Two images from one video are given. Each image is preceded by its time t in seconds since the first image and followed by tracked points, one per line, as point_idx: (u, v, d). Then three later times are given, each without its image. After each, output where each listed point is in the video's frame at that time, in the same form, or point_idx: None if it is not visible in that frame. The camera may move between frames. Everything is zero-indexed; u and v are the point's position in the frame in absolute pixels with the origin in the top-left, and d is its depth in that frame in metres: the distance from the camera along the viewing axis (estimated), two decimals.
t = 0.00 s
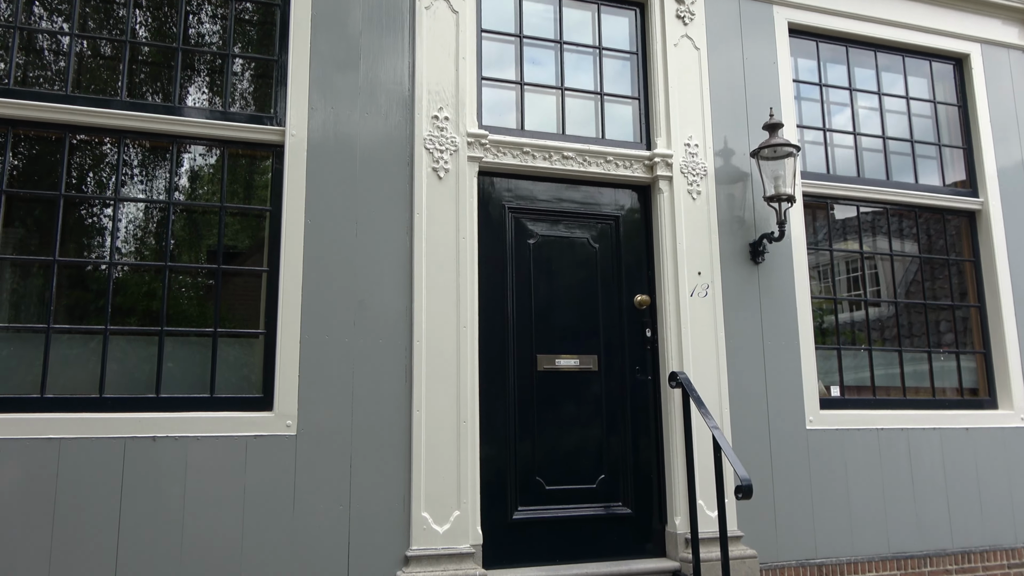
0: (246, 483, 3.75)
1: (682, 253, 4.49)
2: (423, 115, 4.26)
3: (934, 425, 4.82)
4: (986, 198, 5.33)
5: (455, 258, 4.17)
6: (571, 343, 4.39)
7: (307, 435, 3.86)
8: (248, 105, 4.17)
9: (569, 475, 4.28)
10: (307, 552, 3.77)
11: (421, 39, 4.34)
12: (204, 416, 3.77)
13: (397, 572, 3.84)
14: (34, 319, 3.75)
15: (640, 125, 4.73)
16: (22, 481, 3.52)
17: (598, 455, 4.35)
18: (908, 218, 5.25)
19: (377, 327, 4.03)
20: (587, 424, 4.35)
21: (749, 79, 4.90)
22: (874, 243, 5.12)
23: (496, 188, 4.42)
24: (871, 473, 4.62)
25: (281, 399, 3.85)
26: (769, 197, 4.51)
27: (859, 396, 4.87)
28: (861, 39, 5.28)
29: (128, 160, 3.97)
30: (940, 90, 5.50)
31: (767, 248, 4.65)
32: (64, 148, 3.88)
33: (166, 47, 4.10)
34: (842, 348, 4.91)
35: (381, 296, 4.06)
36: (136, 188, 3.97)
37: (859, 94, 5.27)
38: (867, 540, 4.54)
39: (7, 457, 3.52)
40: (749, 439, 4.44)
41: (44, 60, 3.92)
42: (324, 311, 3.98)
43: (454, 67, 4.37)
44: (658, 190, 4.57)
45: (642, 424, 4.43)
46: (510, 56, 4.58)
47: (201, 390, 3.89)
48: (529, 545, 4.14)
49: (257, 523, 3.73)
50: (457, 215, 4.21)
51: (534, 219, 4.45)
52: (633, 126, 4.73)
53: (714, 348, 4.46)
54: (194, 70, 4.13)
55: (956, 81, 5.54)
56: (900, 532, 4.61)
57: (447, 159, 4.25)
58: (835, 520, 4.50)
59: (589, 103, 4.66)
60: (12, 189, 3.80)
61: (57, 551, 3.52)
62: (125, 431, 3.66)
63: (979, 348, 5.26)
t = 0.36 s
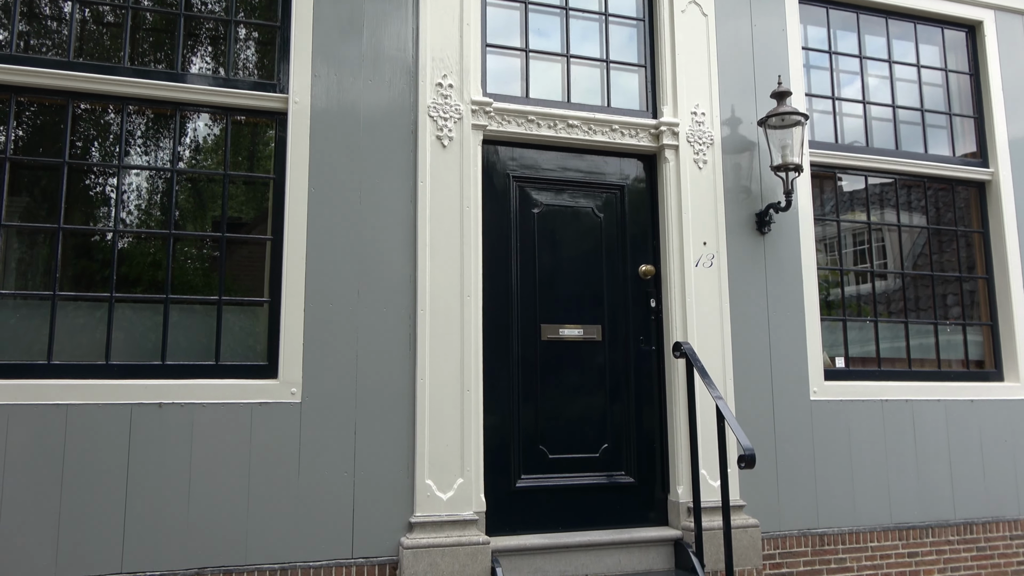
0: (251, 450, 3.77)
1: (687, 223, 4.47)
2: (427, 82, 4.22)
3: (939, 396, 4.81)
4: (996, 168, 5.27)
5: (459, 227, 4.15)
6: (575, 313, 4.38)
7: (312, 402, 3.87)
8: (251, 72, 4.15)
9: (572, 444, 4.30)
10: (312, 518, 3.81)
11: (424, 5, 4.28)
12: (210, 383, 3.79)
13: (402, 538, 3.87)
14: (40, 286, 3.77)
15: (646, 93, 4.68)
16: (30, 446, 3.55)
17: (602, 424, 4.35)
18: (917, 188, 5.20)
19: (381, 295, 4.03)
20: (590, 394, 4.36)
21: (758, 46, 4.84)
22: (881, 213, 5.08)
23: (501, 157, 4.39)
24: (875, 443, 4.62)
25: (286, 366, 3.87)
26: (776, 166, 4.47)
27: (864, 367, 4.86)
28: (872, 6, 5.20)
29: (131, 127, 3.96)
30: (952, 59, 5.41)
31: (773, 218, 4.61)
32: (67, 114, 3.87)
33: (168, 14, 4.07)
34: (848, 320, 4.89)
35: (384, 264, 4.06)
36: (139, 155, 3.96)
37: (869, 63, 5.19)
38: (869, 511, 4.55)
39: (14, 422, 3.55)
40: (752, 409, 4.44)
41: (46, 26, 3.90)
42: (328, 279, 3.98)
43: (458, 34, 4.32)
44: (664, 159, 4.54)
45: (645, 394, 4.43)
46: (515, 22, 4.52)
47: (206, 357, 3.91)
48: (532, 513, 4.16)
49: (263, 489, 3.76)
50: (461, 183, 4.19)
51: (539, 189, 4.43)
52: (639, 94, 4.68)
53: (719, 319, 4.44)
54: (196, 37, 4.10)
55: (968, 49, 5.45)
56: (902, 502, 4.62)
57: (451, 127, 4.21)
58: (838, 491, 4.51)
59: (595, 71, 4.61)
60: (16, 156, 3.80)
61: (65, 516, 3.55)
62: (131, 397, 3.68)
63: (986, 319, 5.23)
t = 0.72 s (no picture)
0: (254, 419, 3.79)
1: (691, 194, 4.44)
2: (429, 50, 4.18)
3: (942, 368, 4.81)
4: (1004, 140, 5.23)
5: (462, 198, 4.13)
6: (578, 284, 4.37)
7: (314, 372, 3.88)
8: (252, 40, 4.11)
9: (574, 415, 4.31)
10: (315, 487, 3.83)
11: None
12: (212, 352, 3.80)
13: (405, 507, 3.90)
14: (42, 256, 3.76)
15: (650, 63, 4.63)
16: (33, 415, 3.56)
17: (604, 396, 4.36)
18: (923, 160, 5.16)
19: (383, 266, 4.02)
20: (592, 366, 4.36)
21: (764, 15, 4.77)
22: (887, 186, 5.04)
23: (503, 127, 4.36)
24: (876, 416, 4.63)
25: (288, 336, 3.87)
26: (781, 137, 4.43)
27: (866, 340, 4.86)
28: None
29: (131, 96, 3.93)
30: (961, 28, 5.34)
31: (778, 189, 4.58)
32: (66, 83, 3.84)
33: None
34: (852, 292, 4.88)
35: (386, 235, 4.04)
36: (140, 124, 3.94)
37: (877, 32, 5.13)
38: (869, 482, 4.57)
39: (18, 390, 3.56)
40: (754, 381, 4.44)
41: None
42: (330, 249, 3.96)
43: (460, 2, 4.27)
44: (668, 130, 4.50)
45: (648, 366, 4.44)
46: None
47: (209, 327, 3.91)
48: (533, 482, 4.19)
49: (266, 458, 3.78)
50: (463, 153, 4.16)
51: (542, 159, 4.39)
52: (643, 63, 4.63)
53: (722, 291, 4.43)
54: (196, 4, 4.06)
55: (978, 18, 5.37)
56: (903, 474, 4.64)
57: (454, 97, 4.17)
58: (839, 462, 4.52)
59: (599, 39, 4.56)
60: (16, 126, 3.77)
61: (70, 483, 3.57)
62: (134, 366, 3.69)
63: (990, 293, 5.21)
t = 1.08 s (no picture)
0: (254, 391, 3.79)
1: (691, 168, 4.42)
2: (428, 20, 4.13)
3: (940, 343, 4.82)
4: (1007, 115, 5.20)
5: (461, 170, 4.11)
6: (577, 258, 4.36)
7: (313, 345, 3.88)
8: (249, 10, 4.06)
9: (573, 388, 4.31)
10: (315, 459, 3.84)
11: None
12: (211, 324, 3.79)
13: (404, 479, 3.92)
14: (40, 228, 3.75)
15: (652, 35, 4.59)
16: (32, 386, 3.56)
17: (603, 370, 4.37)
18: (925, 136, 5.13)
19: (382, 239, 4.00)
20: (592, 340, 4.36)
21: None
22: (888, 161, 5.02)
23: (503, 99, 4.32)
24: (874, 391, 4.64)
25: (287, 309, 3.86)
26: (783, 111, 4.40)
27: (866, 315, 4.86)
28: None
29: (127, 66, 3.90)
30: (965, 2, 5.29)
31: (779, 164, 4.56)
32: (62, 53, 3.81)
33: None
34: (852, 268, 4.87)
35: (385, 208, 4.02)
36: (136, 95, 3.90)
37: (880, 5, 5.08)
38: (867, 456, 4.59)
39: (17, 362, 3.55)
40: (753, 355, 4.44)
41: None
42: (329, 222, 3.95)
43: None
44: (669, 103, 4.47)
45: (647, 341, 4.44)
46: None
47: (208, 300, 3.90)
48: (532, 455, 4.20)
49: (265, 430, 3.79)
50: (462, 126, 4.13)
51: (542, 132, 4.36)
52: (644, 36, 4.58)
53: (722, 265, 4.42)
54: None
55: None
56: (900, 448, 4.66)
57: (453, 68, 4.13)
58: (837, 436, 4.54)
59: (600, 11, 4.51)
60: (12, 96, 3.74)
61: (70, 454, 3.58)
62: (133, 338, 3.68)
63: (990, 269, 5.21)
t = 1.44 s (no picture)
0: (252, 366, 3.79)
1: (691, 144, 4.39)
2: None
3: (938, 321, 4.82)
4: (1009, 92, 5.17)
5: (459, 145, 4.08)
6: (576, 234, 4.34)
7: (311, 319, 3.87)
8: None
9: (570, 364, 4.31)
10: (313, 433, 3.85)
11: None
12: (208, 298, 3.78)
13: (403, 453, 3.93)
14: (35, 201, 3.73)
15: (653, 9, 4.54)
16: (30, 360, 3.55)
17: (601, 347, 4.36)
18: (926, 113, 5.10)
19: (380, 214, 3.98)
20: (590, 317, 4.35)
21: None
22: (889, 139, 4.99)
23: (502, 73, 4.28)
24: (872, 368, 4.65)
25: (285, 283, 3.85)
26: (784, 86, 4.37)
27: (864, 293, 4.85)
28: None
29: (122, 39, 3.86)
30: None
31: (779, 140, 4.53)
32: (57, 25, 3.76)
33: None
34: (851, 245, 4.86)
35: (384, 182, 4.00)
36: (132, 67, 3.86)
37: None
38: (863, 433, 4.60)
39: (13, 336, 3.54)
40: (751, 332, 4.44)
41: None
42: (326, 196, 3.92)
43: None
44: (670, 78, 4.43)
45: (645, 317, 4.44)
46: None
47: (205, 274, 3.89)
48: (530, 431, 4.21)
49: (263, 404, 3.79)
50: (461, 99, 4.09)
51: (541, 107, 4.33)
52: (645, 9, 4.53)
53: (721, 242, 4.41)
54: None
55: None
56: (896, 425, 4.68)
57: (452, 41, 4.09)
58: (833, 413, 4.55)
59: None
60: (6, 69, 3.70)
61: (68, 427, 3.58)
62: (130, 312, 3.67)
63: (989, 247, 5.20)
